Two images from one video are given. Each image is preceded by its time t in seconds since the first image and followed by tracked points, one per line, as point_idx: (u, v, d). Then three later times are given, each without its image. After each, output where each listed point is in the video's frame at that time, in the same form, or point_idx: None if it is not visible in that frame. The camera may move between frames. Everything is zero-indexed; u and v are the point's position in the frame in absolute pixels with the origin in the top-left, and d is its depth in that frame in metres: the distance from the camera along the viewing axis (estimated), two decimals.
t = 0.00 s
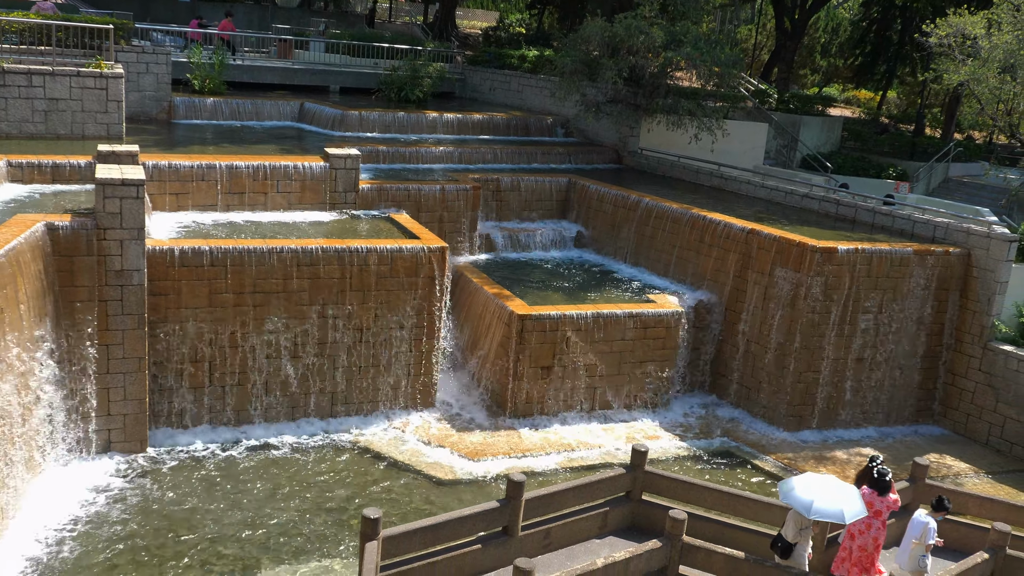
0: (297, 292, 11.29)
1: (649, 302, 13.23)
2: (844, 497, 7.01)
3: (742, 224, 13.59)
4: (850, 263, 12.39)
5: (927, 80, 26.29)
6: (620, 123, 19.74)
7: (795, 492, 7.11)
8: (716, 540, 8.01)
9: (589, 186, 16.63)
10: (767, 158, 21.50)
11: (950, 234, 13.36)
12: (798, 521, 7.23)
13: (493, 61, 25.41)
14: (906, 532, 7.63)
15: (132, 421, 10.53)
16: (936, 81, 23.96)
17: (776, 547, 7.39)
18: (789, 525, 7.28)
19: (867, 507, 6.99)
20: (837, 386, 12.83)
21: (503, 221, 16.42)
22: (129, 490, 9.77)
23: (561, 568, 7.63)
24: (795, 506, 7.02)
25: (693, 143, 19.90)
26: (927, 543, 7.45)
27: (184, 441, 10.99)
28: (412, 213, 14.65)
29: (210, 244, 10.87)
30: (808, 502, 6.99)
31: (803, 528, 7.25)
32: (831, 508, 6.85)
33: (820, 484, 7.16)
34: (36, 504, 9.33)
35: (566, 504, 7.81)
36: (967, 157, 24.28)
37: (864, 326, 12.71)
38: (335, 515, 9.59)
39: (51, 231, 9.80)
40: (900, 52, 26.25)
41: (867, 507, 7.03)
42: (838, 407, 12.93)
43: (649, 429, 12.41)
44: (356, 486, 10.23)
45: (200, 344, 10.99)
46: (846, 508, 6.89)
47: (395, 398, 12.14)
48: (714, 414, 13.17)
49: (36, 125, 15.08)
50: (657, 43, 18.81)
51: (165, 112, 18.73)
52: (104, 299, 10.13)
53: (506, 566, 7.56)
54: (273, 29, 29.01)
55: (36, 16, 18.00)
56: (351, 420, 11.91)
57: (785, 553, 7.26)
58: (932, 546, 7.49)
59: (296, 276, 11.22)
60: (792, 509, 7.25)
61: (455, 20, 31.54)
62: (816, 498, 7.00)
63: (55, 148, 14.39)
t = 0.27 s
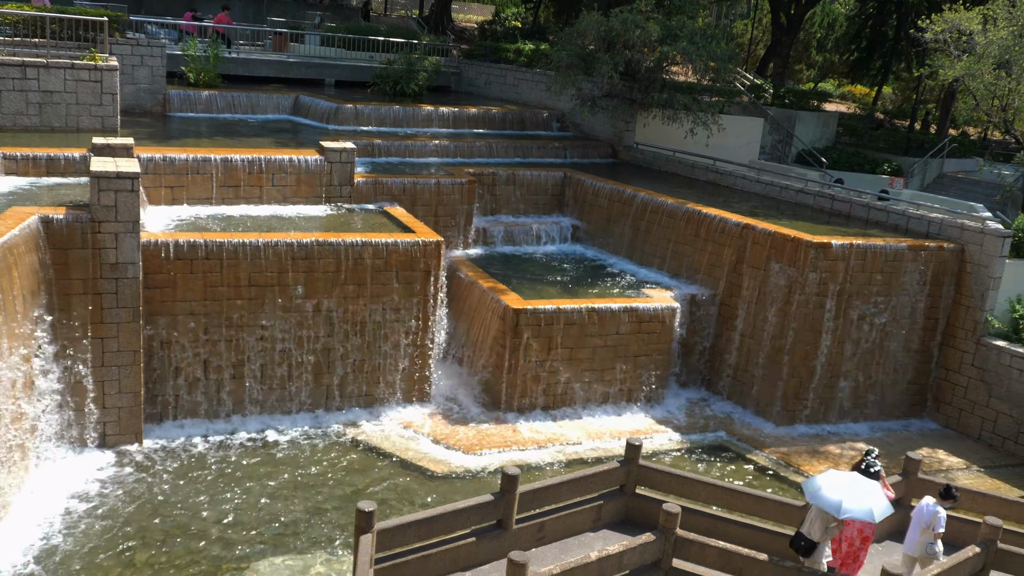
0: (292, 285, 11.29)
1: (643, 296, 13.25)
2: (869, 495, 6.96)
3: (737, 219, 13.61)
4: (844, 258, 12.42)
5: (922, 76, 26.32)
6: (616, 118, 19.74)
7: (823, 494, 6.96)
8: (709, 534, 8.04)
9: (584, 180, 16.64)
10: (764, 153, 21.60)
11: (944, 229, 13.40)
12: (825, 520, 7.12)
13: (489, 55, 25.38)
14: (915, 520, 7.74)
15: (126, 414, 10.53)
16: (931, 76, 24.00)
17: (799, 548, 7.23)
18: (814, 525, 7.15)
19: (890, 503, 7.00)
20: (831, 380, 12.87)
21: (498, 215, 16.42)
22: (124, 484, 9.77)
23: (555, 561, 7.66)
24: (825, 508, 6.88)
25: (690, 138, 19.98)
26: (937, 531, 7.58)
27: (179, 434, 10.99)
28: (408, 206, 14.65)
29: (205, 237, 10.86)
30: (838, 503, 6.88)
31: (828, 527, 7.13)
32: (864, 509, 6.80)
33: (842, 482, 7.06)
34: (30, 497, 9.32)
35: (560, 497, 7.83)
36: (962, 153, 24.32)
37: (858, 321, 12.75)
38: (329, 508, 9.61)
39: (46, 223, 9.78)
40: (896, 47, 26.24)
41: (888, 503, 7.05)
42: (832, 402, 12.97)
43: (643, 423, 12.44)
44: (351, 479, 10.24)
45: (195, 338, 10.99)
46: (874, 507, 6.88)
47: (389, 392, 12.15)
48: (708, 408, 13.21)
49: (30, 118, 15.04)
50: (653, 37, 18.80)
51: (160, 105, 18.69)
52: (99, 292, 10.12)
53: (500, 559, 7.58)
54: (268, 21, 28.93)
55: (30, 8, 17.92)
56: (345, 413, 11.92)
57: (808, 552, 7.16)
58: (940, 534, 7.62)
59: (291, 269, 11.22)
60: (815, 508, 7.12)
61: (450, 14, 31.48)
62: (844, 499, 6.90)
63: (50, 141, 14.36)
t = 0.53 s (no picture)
0: (286, 279, 11.25)
1: (638, 292, 13.24)
2: (892, 497, 7.01)
3: (732, 214, 13.61)
4: (839, 254, 12.43)
5: (917, 72, 26.35)
6: (612, 113, 19.74)
7: (851, 502, 6.95)
8: (704, 530, 8.05)
9: (580, 175, 16.62)
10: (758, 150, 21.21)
11: (939, 226, 13.42)
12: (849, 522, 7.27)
13: (484, 49, 25.32)
14: (926, 507, 7.65)
15: (119, 408, 10.49)
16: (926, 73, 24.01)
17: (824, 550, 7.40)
18: (839, 528, 7.31)
19: (911, 501, 7.08)
20: (825, 376, 12.88)
21: (493, 209, 16.39)
22: (117, 477, 9.74)
23: (549, 557, 7.65)
24: (854, 516, 6.87)
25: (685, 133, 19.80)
26: (949, 516, 7.50)
27: (172, 428, 10.96)
28: (402, 200, 14.62)
29: (198, 230, 10.82)
30: (867, 509, 6.88)
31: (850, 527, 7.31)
32: (892, 513, 6.81)
33: (864, 486, 7.08)
34: (23, 491, 9.28)
35: (554, 493, 7.82)
36: (957, 150, 24.36)
37: (852, 317, 12.76)
38: (324, 503, 9.59)
39: (39, 216, 9.73)
40: (891, 44, 26.20)
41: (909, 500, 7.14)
42: (826, 398, 12.99)
43: (637, 419, 12.45)
44: (345, 474, 10.22)
45: (188, 332, 10.95)
46: (900, 508, 6.93)
47: (384, 386, 12.13)
48: (702, 404, 13.21)
49: (23, 110, 14.95)
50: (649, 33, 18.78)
51: (154, 97, 18.59)
52: (92, 285, 10.07)
53: (494, 554, 7.57)
54: (262, 14, 28.81)
55: None
56: (340, 407, 11.90)
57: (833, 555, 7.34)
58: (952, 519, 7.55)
59: (285, 264, 11.19)
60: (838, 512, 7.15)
61: (445, 8, 31.39)
62: (871, 504, 6.92)
63: (43, 133, 14.27)
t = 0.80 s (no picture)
0: (281, 274, 11.22)
1: (633, 287, 13.25)
2: (909, 490, 7.05)
3: (727, 211, 13.61)
4: (834, 251, 12.44)
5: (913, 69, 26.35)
6: (607, 109, 19.91)
7: (870, 497, 6.94)
8: (698, 525, 8.07)
9: (575, 170, 16.61)
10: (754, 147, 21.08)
11: (934, 223, 13.43)
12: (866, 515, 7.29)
13: (480, 45, 25.29)
14: (937, 501, 8.05)
15: (113, 402, 10.46)
16: (922, 70, 24.02)
17: (843, 545, 7.36)
18: (858, 521, 7.31)
19: (925, 494, 7.13)
20: (820, 372, 12.90)
21: (488, 205, 16.38)
22: (111, 472, 9.72)
23: (543, 552, 7.65)
24: (874, 512, 6.86)
25: (681, 130, 19.73)
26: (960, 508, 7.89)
27: (166, 423, 10.93)
28: (398, 195, 14.60)
29: (193, 224, 10.79)
30: (886, 504, 6.88)
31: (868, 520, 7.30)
32: (911, 507, 6.85)
33: (879, 480, 7.09)
34: (16, 485, 9.26)
35: (549, 488, 7.82)
36: (952, 147, 24.38)
37: (847, 314, 12.78)
38: (318, 498, 9.58)
39: (33, 210, 9.70)
40: (887, 40, 26.11)
41: (922, 492, 7.20)
42: (820, 394, 13.02)
43: (631, 415, 12.46)
44: (339, 469, 10.20)
45: (183, 326, 10.93)
46: (917, 501, 6.96)
47: (378, 382, 12.12)
48: (697, 400, 13.23)
49: (18, 103, 14.90)
50: (646, 28, 18.74)
51: (149, 91, 18.53)
52: (87, 279, 10.04)
53: (489, 549, 7.57)
54: (258, 9, 28.74)
55: None
56: (334, 403, 11.89)
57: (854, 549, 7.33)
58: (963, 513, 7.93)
59: (280, 258, 11.16)
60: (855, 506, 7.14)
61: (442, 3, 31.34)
62: (890, 499, 6.93)
63: (38, 127, 14.23)
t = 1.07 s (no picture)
0: (277, 269, 11.20)
1: (629, 283, 13.25)
2: (928, 488, 7.26)
3: (724, 207, 13.62)
4: (830, 248, 12.45)
5: (910, 66, 26.36)
6: (605, 104, 19.75)
7: (890, 495, 7.14)
8: (694, 521, 8.09)
9: (572, 166, 16.60)
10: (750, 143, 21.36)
11: (930, 220, 13.45)
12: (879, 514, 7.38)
13: (477, 40, 25.23)
14: (951, 487, 8.34)
15: (109, 397, 10.44)
16: (919, 67, 24.02)
17: (863, 543, 7.49)
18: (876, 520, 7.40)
19: (943, 491, 7.35)
20: (815, 369, 12.92)
21: (485, 200, 16.36)
22: (106, 466, 9.71)
23: (538, 548, 7.66)
24: (896, 510, 7.06)
25: (677, 125, 19.84)
26: (971, 496, 8.20)
27: (162, 417, 10.92)
28: (394, 191, 14.58)
29: (189, 219, 10.77)
30: (907, 502, 7.09)
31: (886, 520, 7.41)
32: (932, 504, 7.06)
33: (897, 479, 7.29)
34: (11, 479, 9.25)
35: (544, 484, 7.82)
36: (949, 144, 24.40)
37: (843, 310, 12.79)
38: (313, 493, 9.57)
39: (28, 204, 9.66)
40: (884, 37, 26.14)
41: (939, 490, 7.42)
42: (815, 391, 13.04)
43: (627, 411, 12.47)
44: (335, 465, 10.19)
45: (178, 321, 10.91)
46: (936, 498, 7.18)
47: (374, 377, 12.11)
48: (693, 396, 13.25)
49: (13, 97, 14.84)
50: (642, 24, 18.69)
51: (145, 86, 18.47)
52: (82, 274, 10.01)
53: (484, 545, 7.58)
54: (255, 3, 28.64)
55: None
56: (330, 398, 11.88)
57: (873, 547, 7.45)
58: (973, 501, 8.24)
59: (276, 253, 11.14)
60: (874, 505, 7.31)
61: None
62: (910, 497, 7.13)
63: (33, 121, 14.17)
